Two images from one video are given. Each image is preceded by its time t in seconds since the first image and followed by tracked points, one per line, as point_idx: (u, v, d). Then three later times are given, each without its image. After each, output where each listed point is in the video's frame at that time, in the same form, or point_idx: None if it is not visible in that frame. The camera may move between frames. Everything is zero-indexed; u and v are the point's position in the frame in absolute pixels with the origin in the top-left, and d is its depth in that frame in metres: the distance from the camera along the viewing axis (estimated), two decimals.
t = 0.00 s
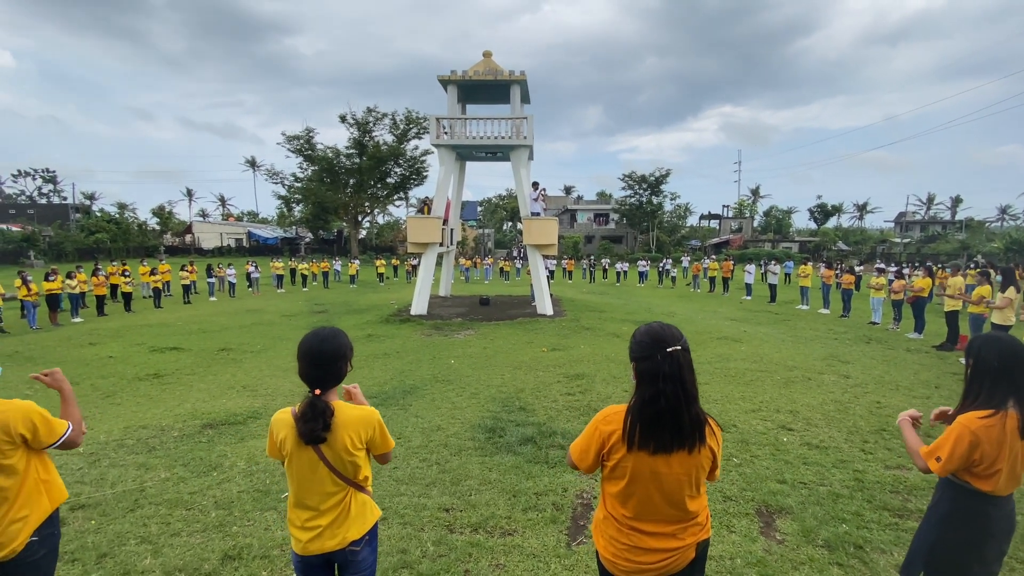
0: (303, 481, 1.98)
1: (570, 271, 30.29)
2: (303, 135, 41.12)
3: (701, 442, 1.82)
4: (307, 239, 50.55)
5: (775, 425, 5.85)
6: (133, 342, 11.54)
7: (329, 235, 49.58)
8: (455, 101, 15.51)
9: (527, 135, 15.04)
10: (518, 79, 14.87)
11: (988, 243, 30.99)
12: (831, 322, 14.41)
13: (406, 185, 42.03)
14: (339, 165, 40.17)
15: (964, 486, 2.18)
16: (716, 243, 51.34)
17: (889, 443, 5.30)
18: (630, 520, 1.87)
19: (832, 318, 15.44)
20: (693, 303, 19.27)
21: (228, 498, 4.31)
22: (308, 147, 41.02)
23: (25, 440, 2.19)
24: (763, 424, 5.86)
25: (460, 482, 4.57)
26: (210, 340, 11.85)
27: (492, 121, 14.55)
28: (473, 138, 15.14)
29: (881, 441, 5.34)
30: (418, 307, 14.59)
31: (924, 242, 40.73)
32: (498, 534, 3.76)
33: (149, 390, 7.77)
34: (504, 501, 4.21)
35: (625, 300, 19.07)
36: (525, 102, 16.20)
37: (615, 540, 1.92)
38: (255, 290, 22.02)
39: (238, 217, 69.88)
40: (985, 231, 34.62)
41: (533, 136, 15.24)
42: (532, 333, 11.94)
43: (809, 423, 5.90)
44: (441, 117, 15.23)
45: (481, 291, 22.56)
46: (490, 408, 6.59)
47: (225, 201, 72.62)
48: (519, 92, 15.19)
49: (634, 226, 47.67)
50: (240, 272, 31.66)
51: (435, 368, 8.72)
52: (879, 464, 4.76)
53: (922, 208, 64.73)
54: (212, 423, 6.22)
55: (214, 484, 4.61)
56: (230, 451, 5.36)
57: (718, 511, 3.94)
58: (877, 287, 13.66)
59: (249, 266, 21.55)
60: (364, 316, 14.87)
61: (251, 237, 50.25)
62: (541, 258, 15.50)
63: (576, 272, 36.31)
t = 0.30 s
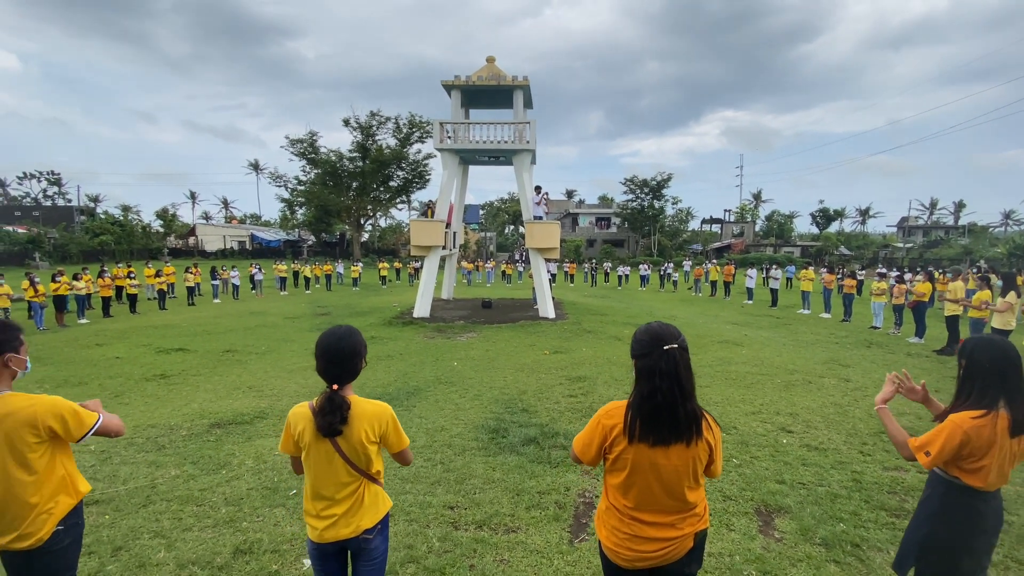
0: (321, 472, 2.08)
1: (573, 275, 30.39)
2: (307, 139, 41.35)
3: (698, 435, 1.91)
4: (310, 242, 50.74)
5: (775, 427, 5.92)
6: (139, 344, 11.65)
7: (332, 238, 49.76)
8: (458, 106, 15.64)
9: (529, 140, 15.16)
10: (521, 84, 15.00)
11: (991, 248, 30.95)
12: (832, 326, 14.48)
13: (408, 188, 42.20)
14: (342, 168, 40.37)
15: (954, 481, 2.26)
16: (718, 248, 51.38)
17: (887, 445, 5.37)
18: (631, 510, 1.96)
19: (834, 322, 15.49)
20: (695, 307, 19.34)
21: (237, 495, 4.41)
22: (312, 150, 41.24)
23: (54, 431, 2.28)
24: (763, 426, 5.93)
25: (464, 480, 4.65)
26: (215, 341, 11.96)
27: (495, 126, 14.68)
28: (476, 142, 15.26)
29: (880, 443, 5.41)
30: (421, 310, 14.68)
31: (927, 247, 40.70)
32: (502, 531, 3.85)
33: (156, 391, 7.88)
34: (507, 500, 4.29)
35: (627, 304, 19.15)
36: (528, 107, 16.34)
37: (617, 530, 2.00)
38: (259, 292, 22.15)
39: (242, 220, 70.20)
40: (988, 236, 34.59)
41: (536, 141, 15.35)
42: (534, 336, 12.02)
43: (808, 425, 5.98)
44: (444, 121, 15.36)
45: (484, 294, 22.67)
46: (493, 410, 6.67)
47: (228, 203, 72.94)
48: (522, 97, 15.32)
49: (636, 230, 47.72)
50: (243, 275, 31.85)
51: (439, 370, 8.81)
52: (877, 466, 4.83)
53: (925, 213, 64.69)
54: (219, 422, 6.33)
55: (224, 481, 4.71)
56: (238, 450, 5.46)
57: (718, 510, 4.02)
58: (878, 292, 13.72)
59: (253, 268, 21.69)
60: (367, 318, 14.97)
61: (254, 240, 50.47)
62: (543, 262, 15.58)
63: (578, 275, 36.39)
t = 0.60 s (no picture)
0: (334, 465, 2.20)
1: (572, 279, 30.53)
2: (308, 143, 41.53)
3: (687, 430, 2.03)
4: (310, 245, 50.85)
5: (770, 429, 6.04)
6: (142, 346, 11.78)
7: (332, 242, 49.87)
8: (459, 112, 15.80)
9: (529, 145, 15.32)
10: (521, 90, 15.17)
11: (988, 253, 31.11)
12: (830, 330, 14.62)
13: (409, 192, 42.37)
14: (343, 172, 40.53)
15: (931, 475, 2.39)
16: (716, 252, 51.55)
17: (879, 447, 5.50)
18: (626, 501, 2.08)
19: (831, 326, 15.61)
20: (694, 311, 19.47)
21: (245, 493, 4.52)
22: (313, 154, 41.42)
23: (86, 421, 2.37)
24: (759, 428, 6.05)
25: (465, 480, 4.77)
26: (217, 344, 12.06)
27: (495, 131, 14.84)
28: (476, 147, 15.42)
29: (872, 445, 5.53)
30: (421, 313, 14.79)
31: (925, 252, 40.86)
32: (503, 528, 3.96)
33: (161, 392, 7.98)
34: (508, 499, 4.40)
35: (626, 308, 19.28)
36: (528, 113, 16.51)
37: (613, 519, 2.12)
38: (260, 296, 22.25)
39: (242, 223, 70.34)
40: (985, 241, 34.75)
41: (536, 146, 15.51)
42: (534, 340, 12.14)
43: (803, 427, 6.10)
44: (445, 127, 15.52)
45: (484, 298, 22.79)
46: (493, 412, 6.79)
47: (228, 206, 73.16)
48: (523, 103, 15.49)
49: (635, 234, 47.86)
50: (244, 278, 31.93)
51: (439, 373, 8.93)
52: (868, 466, 4.96)
53: (923, 218, 64.95)
54: (224, 424, 6.44)
55: (230, 480, 4.82)
56: (244, 450, 5.57)
57: (713, 508, 4.13)
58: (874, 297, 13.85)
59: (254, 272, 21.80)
60: (368, 321, 15.08)
61: (254, 243, 50.58)
62: (542, 266, 15.71)
63: (578, 279, 36.53)
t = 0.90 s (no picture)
0: (346, 465, 2.32)
1: (568, 283, 30.71)
2: (304, 148, 41.60)
3: (679, 429, 2.16)
4: (306, 250, 50.83)
5: (763, 430, 6.19)
6: (140, 351, 11.83)
7: (328, 246, 49.87)
8: (456, 118, 15.96)
9: (526, 151, 15.49)
10: (518, 97, 15.35)
11: (979, 257, 31.54)
12: (822, 334, 14.84)
13: (405, 197, 42.48)
14: (339, 177, 40.62)
15: (907, 469, 2.53)
16: (711, 256, 51.93)
17: (866, 447, 5.65)
18: (623, 495, 2.20)
19: (823, 330, 15.83)
20: (688, 315, 19.66)
21: (249, 496, 4.62)
22: (309, 159, 41.49)
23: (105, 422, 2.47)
24: (751, 429, 6.20)
25: (465, 481, 4.88)
26: (215, 350, 12.12)
27: (492, 138, 15.01)
28: (473, 153, 15.57)
29: (861, 444, 5.69)
30: (419, 318, 14.89)
31: (916, 256, 41.34)
32: (503, 528, 4.07)
33: (162, 397, 8.05)
34: (507, 499, 4.52)
35: (621, 312, 19.46)
36: (524, 119, 16.69)
37: (610, 513, 2.25)
38: (256, 301, 22.28)
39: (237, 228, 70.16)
40: (976, 246, 35.21)
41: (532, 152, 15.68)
42: (531, 344, 12.28)
43: (795, 428, 6.25)
44: (442, 133, 15.68)
45: (480, 303, 22.92)
46: (491, 414, 6.92)
47: (223, 211, 72.97)
48: (519, 110, 15.66)
49: (631, 239, 48.13)
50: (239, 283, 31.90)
51: (437, 377, 9.04)
52: (857, 466, 5.10)
53: (915, 222, 65.64)
54: (227, 428, 6.53)
55: (235, 483, 4.91)
56: (247, 454, 5.67)
57: (706, 507, 4.26)
58: (865, 300, 14.09)
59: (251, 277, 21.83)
60: (365, 326, 15.16)
61: (249, 248, 50.52)
62: (538, 270, 15.85)
63: (573, 284, 36.73)
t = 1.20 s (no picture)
0: (355, 460, 2.42)
1: (562, 287, 30.85)
2: (297, 152, 41.58)
3: (673, 425, 2.28)
4: (299, 254, 50.72)
5: (755, 431, 6.33)
6: (134, 356, 11.80)
7: (321, 250, 49.80)
8: (451, 124, 16.09)
9: (520, 156, 15.63)
10: (512, 103, 15.51)
11: (967, 261, 32.00)
12: (813, 337, 15.05)
13: (399, 201, 42.54)
14: (333, 181, 40.64)
15: (887, 463, 2.67)
16: (704, 260, 52.31)
17: (854, 446, 5.80)
18: (620, 488, 2.32)
19: (814, 333, 16.05)
20: (682, 318, 19.84)
21: (251, 497, 4.69)
22: (302, 163, 41.47)
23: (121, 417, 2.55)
24: (743, 430, 6.34)
25: (464, 482, 4.98)
26: (211, 354, 12.13)
27: (487, 143, 15.14)
28: (468, 158, 15.70)
29: (849, 444, 5.83)
30: (414, 322, 14.95)
31: (905, 260, 41.84)
32: (502, 526, 4.17)
33: (159, 401, 8.08)
34: (505, 499, 4.62)
35: (615, 315, 19.63)
36: (518, 125, 16.84)
37: (607, 504, 2.36)
38: (250, 305, 22.25)
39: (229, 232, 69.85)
40: (964, 249, 35.71)
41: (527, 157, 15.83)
42: (526, 347, 12.38)
43: (785, 429, 6.39)
44: (437, 138, 15.79)
45: (475, 306, 23.00)
46: (488, 417, 7.01)
47: (215, 215, 72.66)
48: (513, 115, 15.81)
49: (624, 243, 48.39)
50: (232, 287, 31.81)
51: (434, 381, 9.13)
52: (845, 464, 5.25)
53: (905, 226, 66.43)
54: (226, 431, 6.59)
55: (235, 485, 4.97)
56: (247, 456, 5.73)
57: (698, 505, 4.38)
58: (855, 304, 14.31)
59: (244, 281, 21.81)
60: (360, 330, 15.21)
61: (242, 252, 50.34)
62: (533, 274, 15.97)
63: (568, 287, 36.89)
